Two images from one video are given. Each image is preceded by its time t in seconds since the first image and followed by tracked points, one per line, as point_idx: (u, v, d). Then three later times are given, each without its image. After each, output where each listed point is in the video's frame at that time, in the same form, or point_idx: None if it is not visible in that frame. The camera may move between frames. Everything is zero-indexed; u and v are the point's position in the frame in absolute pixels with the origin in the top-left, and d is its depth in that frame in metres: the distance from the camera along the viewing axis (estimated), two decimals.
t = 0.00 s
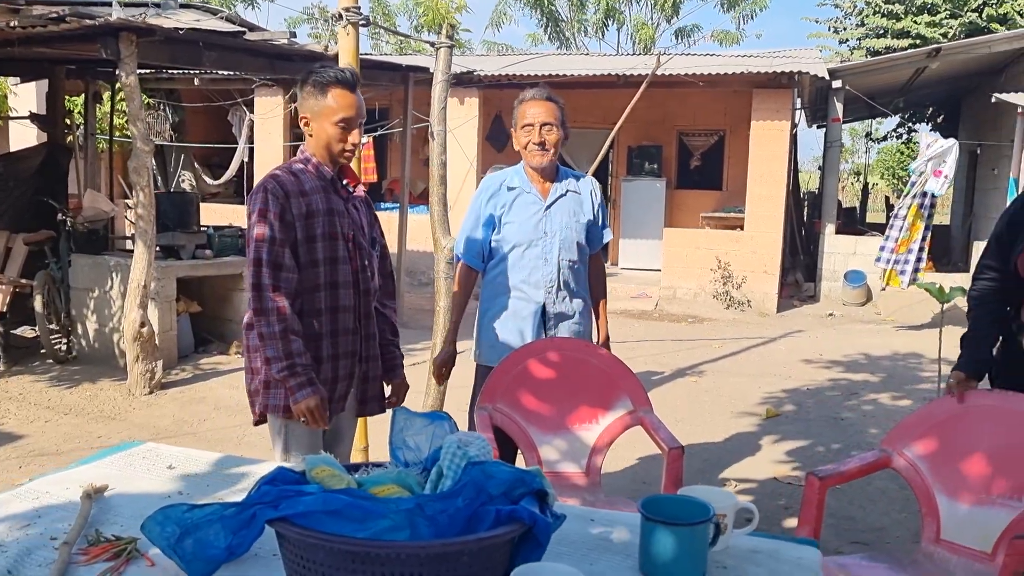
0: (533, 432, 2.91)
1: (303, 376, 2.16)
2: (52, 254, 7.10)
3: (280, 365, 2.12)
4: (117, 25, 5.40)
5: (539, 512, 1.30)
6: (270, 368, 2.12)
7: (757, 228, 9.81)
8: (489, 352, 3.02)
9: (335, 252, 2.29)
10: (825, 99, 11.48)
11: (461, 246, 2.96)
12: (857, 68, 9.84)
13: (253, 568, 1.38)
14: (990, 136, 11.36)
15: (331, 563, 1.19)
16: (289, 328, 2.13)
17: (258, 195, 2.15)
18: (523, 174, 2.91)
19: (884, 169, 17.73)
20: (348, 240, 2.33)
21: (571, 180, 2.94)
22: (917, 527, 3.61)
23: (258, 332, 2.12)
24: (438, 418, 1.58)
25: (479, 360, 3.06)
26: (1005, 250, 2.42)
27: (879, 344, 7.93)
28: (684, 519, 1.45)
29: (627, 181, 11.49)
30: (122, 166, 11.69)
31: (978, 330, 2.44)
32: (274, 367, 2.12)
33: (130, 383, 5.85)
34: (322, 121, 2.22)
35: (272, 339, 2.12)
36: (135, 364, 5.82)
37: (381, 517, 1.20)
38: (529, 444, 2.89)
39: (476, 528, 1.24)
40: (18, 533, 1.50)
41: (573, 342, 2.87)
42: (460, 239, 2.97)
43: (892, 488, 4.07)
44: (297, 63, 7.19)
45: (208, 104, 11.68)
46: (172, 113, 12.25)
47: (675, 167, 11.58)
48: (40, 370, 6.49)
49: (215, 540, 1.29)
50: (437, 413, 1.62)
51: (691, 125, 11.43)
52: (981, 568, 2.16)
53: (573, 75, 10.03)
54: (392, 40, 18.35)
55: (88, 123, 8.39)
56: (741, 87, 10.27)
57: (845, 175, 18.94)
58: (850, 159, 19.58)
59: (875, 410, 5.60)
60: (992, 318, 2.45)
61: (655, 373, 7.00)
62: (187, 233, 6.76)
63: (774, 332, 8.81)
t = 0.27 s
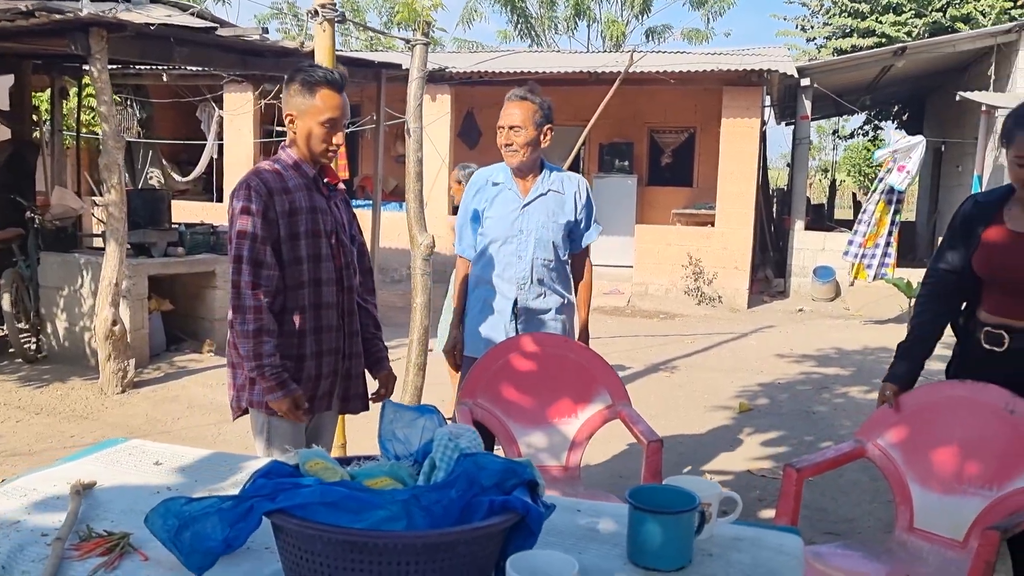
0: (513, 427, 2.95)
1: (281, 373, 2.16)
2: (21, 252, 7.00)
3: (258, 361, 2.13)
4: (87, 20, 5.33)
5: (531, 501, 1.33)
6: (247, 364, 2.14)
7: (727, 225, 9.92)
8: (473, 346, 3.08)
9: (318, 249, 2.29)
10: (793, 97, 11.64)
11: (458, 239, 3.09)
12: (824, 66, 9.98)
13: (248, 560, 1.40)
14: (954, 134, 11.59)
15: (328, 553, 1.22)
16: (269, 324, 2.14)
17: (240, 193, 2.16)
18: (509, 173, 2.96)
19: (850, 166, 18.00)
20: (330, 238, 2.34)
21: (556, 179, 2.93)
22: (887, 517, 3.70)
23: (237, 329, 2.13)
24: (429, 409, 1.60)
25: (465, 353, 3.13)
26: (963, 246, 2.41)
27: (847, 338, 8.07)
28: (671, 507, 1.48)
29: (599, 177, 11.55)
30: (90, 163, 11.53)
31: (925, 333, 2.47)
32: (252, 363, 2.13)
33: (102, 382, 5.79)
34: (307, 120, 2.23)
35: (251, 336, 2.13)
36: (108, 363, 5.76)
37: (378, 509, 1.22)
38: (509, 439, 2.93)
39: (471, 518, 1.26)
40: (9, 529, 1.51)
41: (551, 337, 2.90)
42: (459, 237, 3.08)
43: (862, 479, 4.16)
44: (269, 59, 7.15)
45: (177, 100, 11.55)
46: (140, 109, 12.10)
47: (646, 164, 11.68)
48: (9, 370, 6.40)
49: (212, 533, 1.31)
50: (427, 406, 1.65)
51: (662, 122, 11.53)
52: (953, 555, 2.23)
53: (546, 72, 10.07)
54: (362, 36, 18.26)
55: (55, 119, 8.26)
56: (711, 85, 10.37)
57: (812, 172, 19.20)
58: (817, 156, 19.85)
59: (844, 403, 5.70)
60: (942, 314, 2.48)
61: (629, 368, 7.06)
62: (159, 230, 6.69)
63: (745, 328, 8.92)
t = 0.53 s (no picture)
0: (494, 420, 2.98)
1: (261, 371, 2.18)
2: None
3: (237, 360, 2.14)
4: (52, 18, 5.27)
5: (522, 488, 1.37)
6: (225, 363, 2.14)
7: (696, 218, 10.03)
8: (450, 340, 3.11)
9: (298, 247, 2.31)
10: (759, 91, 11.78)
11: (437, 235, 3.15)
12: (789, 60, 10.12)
13: (242, 553, 1.43)
14: (915, 126, 11.81)
15: (325, 542, 1.24)
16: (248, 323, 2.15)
17: (218, 191, 2.16)
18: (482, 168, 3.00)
19: (815, 158, 18.26)
20: (309, 236, 2.35)
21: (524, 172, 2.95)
22: (858, 501, 3.79)
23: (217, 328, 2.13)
24: (418, 401, 1.63)
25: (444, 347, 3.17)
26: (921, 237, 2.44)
27: (815, 328, 8.21)
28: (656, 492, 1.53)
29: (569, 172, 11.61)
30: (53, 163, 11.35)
31: (891, 325, 2.50)
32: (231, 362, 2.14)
33: (73, 384, 5.72)
34: (285, 118, 2.23)
35: (230, 334, 2.13)
36: (78, 365, 5.69)
37: (374, 497, 1.26)
38: (490, 432, 2.97)
39: (464, 505, 1.30)
40: None
41: (528, 331, 2.93)
42: (438, 231, 3.13)
43: (833, 465, 4.25)
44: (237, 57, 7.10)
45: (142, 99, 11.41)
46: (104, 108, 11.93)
47: (614, 159, 11.76)
48: None
49: (209, 526, 1.33)
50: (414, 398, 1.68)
51: (630, 117, 11.61)
52: (929, 537, 2.31)
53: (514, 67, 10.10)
54: (328, 33, 18.14)
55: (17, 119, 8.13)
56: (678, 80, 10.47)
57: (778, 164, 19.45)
58: (782, 149, 20.11)
59: (814, 392, 5.81)
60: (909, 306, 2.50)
61: (603, 361, 7.13)
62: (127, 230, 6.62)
63: (716, 319, 9.04)
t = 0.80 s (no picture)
0: (475, 408, 3.00)
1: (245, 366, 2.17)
2: None
3: (220, 355, 2.12)
4: (18, 8, 5.18)
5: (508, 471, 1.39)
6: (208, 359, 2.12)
7: (670, 205, 10.09)
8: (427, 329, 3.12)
9: (276, 239, 2.30)
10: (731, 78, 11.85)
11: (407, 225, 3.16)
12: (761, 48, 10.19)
13: (231, 542, 1.43)
14: (885, 113, 11.94)
15: (316, 529, 1.25)
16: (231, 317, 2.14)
17: (195, 185, 2.14)
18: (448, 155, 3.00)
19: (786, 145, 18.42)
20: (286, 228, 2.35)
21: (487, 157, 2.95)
22: (834, 482, 3.85)
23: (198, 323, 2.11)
24: (402, 388, 1.64)
25: (419, 337, 3.18)
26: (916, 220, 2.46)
27: (789, 313, 8.31)
28: (640, 472, 1.56)
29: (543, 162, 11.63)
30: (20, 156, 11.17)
31: (884, 309, 2.53)
32: (213, 357, 2.12)
33: (46, 380, 5.66)
34: (264, 109, 2.22)
35: (213, 329, 2.12)
36: (51, 361, 5.63)
37: (365, 482, 1.27)
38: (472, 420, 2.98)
39: (453, 488, 1.31)
40: None
41: (508, 318, 2.94)
42: (407, 223, 3.14)
43: (809, 448, 4.32)
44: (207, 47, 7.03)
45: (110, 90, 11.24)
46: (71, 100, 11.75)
47: (588, 148, 11.78)
48: None
49: (196, 515, 1.33)
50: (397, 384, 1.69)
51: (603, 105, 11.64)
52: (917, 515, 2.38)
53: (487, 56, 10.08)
54: (298, 23, 17.96)
55: None
56: (650, 68, 10.51)
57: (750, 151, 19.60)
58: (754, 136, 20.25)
59: (788, 377, 5.88)
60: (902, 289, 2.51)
61: (580, 349, 7.16)
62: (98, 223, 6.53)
63: (691, 306, 9.11)
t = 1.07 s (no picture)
0: (474, 397, 3.02)
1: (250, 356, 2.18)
2: None
3: (226, 346, 2.14)
4: None
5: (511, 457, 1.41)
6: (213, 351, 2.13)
7: (666, 194, 10.10)
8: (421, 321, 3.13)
9: (276, 230, 2.32)
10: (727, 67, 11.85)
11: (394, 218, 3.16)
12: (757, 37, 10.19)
13: (237, 527, 1.46)
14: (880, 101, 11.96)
15: (324, 515, 1.27)
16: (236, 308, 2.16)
17: (195, 177, 2.14)
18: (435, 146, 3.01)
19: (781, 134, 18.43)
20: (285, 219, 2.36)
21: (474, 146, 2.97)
22: (830, 468, 3.89)
23: (203, 315, 2.12)
24: (404, 376, 1.66)
25: (413, 329, 3.19)
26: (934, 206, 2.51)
27: (784, 302, 8.34)
28: (641, 459, 1.58)
29: (538, 152, 11.64)
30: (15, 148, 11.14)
31: (905, 306, 2.54)
32: (220, 348, 2.13)
33: (45, 371, 5.67)
34: (263, 99, 2.24)
35: (218, 321, 2.13)
36: (50, 352, 5.64)
37: (372, 469, 1.29)
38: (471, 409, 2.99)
39: (456, 474, 1.33)
40: None
41: (506, 307, 2.97)
42: (396, 216, 3.15)
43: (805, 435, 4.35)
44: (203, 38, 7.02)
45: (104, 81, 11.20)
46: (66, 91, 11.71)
47: (584, 137, 11.78)
48: None
49: (204, 500, 1.35)
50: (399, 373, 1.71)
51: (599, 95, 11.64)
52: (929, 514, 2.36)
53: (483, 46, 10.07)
54: (293, 13, 17.91)
55: None
56: (646, 57, 10.51)
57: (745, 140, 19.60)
58: (750, 125, 20.25)
59: (784, 365, 5.91)
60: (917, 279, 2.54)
61: (577, 338, 7.19)
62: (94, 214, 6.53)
63: (687, 295, 9.14)
